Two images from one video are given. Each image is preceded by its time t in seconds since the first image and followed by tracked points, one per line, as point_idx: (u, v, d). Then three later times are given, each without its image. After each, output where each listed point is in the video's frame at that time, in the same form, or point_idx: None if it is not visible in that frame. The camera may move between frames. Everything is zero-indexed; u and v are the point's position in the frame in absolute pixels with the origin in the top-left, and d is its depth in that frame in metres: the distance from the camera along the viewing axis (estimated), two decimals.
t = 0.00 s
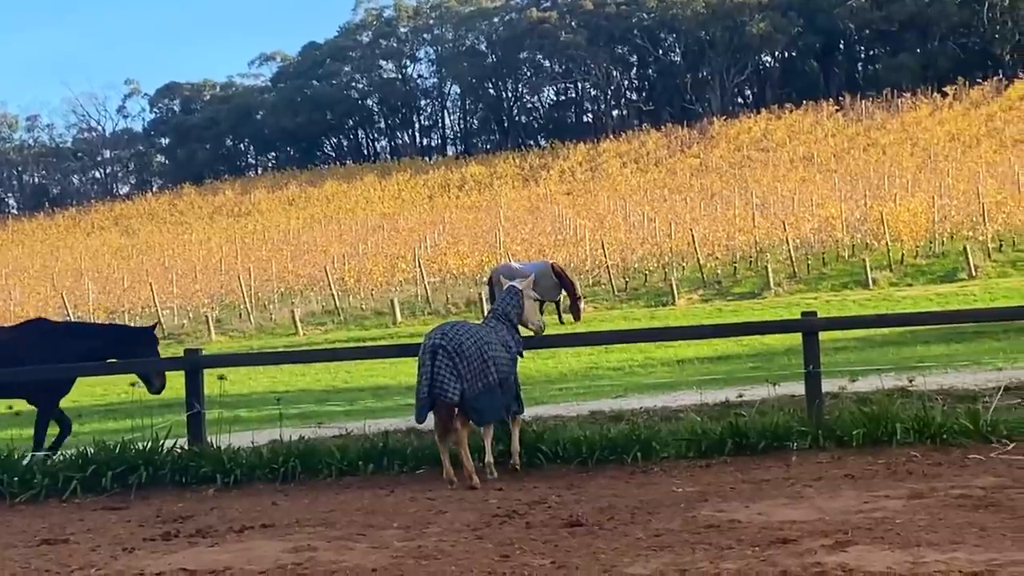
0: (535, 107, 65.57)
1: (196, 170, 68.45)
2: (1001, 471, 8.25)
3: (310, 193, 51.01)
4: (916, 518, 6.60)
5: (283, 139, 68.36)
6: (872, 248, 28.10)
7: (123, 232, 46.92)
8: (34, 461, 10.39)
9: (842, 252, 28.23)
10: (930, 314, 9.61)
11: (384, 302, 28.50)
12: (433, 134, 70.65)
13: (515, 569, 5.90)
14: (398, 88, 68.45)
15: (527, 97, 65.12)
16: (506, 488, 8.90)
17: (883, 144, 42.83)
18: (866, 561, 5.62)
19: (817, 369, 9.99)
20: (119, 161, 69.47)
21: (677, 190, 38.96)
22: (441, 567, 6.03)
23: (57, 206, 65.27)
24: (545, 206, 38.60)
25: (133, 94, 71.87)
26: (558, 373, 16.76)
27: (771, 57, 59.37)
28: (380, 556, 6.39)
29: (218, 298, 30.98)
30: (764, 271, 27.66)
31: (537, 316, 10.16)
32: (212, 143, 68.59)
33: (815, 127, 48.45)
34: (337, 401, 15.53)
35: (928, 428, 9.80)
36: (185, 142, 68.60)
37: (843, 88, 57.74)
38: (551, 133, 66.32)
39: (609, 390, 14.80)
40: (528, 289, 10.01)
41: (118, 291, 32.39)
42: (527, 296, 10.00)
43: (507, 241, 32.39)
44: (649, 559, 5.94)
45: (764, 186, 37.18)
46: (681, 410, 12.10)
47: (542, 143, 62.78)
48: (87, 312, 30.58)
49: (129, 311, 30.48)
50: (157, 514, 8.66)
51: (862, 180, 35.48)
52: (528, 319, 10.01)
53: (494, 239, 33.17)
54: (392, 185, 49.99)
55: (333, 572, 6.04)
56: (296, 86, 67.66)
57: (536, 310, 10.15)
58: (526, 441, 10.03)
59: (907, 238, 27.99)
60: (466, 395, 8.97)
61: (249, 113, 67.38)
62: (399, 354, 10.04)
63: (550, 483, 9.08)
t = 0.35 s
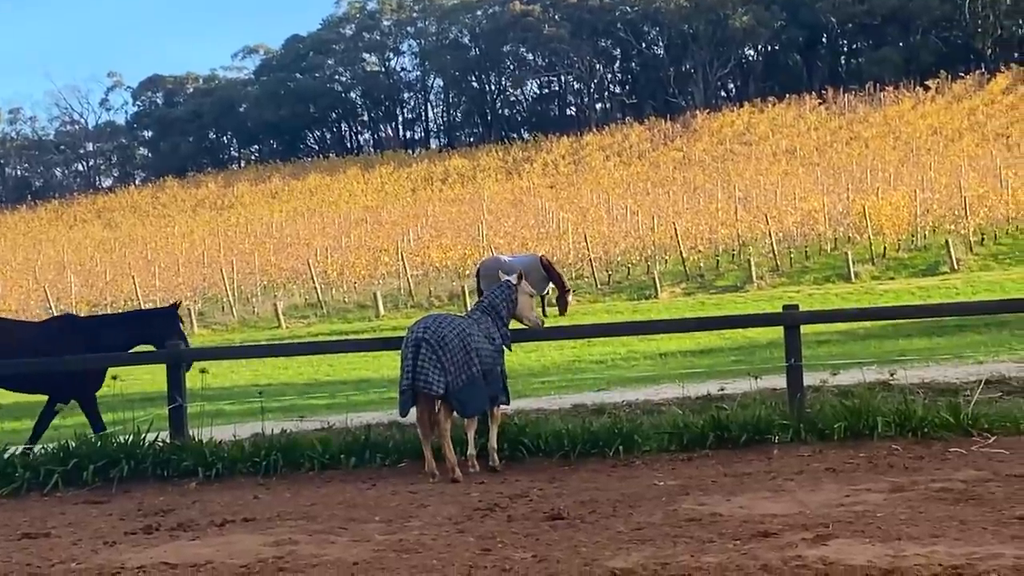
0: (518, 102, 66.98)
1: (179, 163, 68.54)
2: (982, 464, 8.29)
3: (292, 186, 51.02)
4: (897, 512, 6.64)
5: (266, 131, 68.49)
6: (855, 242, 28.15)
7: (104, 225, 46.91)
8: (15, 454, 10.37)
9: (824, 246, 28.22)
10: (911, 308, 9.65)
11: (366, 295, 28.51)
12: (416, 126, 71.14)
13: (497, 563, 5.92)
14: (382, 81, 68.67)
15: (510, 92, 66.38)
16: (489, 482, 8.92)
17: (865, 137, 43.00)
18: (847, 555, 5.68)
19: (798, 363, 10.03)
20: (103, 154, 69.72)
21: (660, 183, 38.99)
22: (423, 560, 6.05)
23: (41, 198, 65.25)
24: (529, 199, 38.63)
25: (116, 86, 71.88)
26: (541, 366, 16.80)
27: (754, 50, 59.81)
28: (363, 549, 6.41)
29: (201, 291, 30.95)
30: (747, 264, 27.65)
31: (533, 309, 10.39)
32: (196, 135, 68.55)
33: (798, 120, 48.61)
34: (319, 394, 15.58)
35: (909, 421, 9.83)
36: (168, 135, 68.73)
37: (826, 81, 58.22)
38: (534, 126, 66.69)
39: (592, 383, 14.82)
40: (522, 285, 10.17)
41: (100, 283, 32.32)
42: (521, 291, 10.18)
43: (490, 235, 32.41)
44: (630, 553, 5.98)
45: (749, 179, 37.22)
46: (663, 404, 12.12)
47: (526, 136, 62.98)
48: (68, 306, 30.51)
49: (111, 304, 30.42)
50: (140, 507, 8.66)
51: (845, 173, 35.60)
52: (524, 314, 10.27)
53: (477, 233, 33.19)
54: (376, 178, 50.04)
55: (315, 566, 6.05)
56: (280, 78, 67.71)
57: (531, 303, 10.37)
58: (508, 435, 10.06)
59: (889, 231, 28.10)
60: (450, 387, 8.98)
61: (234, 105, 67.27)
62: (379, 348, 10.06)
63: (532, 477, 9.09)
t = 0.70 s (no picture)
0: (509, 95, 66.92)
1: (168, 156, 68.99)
2: (971, 457, 8.29)
3: (281, 178, 51.01)
4: (886, 504, 6.65)
5: (255, 123, 68.64)
6: (844, 235, 28.21)
7: (93, 217, 46.90)
8: (4, 445, 10.37)
9: (813, 239, 28.24)
10: (900, 301, 9.67)
11: (355, 288, 28.48)
12: (405, 120, 70.99)
13: (487, 554, 5.92)
14: (372, 74, 68.53)
15: (500, 85, 66.52)
16: (478, 474, 8.93)
17: (854, 131, 43.07)
18: (836, 546, 5.70)
19: (788, 355, 10.06)
20: (91, 146, 69.90)
21: (650, 176, 39.01)
22: (412, 551, 6.06)
23: (30, 190, 65.36)
24: (518, 192, 38.66)
25: (105, 78, 72.02)
26: (531, 359, 16.83)
27: (744, 44, 59.87)
28: (351, 541, 6.41)
29: (190, 283, 30.92)
30: (736, 257, 27.67)
31: (535, 292, 10.32)
32: (186, 128, 68.95)
33: (788, 113, 48.68)
34: (309, 386, 15.62)
35: (897, 414, 9.85)
36: (157, 128, 69.18)
37: (816, 75, 58.39)
38: (524, 119, 66.81)
39: (581, 376, 14.84)
40: (517, 272, 10.12)
41: (88, 275, 32.28)
42: (518, 277, 10.12)
43: (479, 228, 32.40)
44: (618, 544, 6.00)
45: (738, 173, 37.27)
46: (652, 396, 12.14)
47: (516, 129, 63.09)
48: (56, 297, 30.49)
49: (99, 295, 30.39)
50: (128, 499, 8.66)
51: (834, 167, 35.66)
52: (524, 299, 10.23)
53: (466, 226, 33.17)
54: (365, 171, 50.08)
55: (304, 558, 6.05)
56: (270, 71, 67.79)
57: (532, 288, 10.30)
58: (497, 428, 10.08)
59: (879, 225, 28.17)
60: (437, 377, 8.97)
61: (223, 98, 67.69)
62: (367, 340, 10.10)
63: (521, 469, 9.09)
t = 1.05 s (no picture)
0: (505, 86, 67.34)
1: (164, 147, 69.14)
2: (967, 449, 8.29)
3: (276, 170, 51.04)
4: (882, 496, 6.66)
5: (252, 114, 68.80)
6: (840, 227, 28.20)
7: (89, 207, 46.92)
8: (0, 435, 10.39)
9: (809, 231, 28.23)
10: (897, 294, 9.66)
11: (351, 280, 28.46)
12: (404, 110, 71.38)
13: (484, 545, 5.93)
14: (369, 65, 68.54)
15: (497, 76, 66.80)
16: (474, 465, 8.95)
17: (850, 123, 43.09)
18: (832, 538, 5.71)
19: (784, 347, 10.06)
20: (87, 136, 70.16)
21: (646, 168, 38.98)
22: (408, 542, 6.08)
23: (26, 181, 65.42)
24: (514, 184, 38.65)
25: (101, 69, 72.08)
26: (527, 351, 16.84)
27: (741, 35, 59.91)
28: (347, 531, 6.41)
29: (186, 275, 30.90)
30: (733, 249, 27.61)
31: (538, 285, 10.31)
32: (182, 119, 69.04)
33: (784, 105, 48.71)
34: (306, 378, 15.64)
35: (893, 406, 9.85)
36: (153, 118, 69.33)
37: (813, 67, 58.45)
38: (520, 110, 67.02)
39: (578, 368, 14.83)
40: (520, 264, 10.12)
41: (84, 266, 32.27)
42: (520, 269, 10.13)
43: (475, 219, 32.38)
44: (614, 535, 6.01)
45: (734, 165, 37.28)
46: (648, 388, 12.15)
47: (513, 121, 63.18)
48: (52, 287, 30.49)
49: (96, 286, 30.37)
50: (125, 489, 8.66)
51: (831, 159, 35.66)
52: (527, 292, 10.22)
53: (463, 218, 33.14)
54: (362, 162, 50.10)
55: (300, 548, 6.05)
56: (267, 62, 67.83)
57: (535, 280, 10.29)
58: (493, 419, 10.11)
59: (875, 217, 28.15)
60: (430, 369, 9.00)
61: (220, 90, 67.61)
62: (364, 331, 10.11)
63: (518, 461, 9.11)
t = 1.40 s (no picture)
0: (506, 80, 67.45)
1: (166, 141, 69.23)
2: (968, 446, 8.28)
3: (277, 163, 51.12)
4: (882, 491, 6.65)
5: (253, 108, 68.85)
6: (841, 222, 28.19)
7: (91, 200, 47.01)
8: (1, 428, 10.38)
9: (810, 226, 28.22)
10: (898, 290, 9.66)
11: (352, 273, 28.46)
12: (404, 104, 71.23)
13: (484, 539, 5.93)
14: (370, 58, 68.43)
15: (498, 70, 67.03)
16: (474, 459, 8.94)
17: (852, 118, 43.06)
18: (833, 533, 5.70)
19: (785, 342, 10.07)
20: (89, 130, 70.42)
21: (647, 162, 38.97)
22: (408, 536, 6.07)
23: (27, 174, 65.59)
24: (516, 178, 38.65)
25: (103, 62, 72.15)
26: (528, 345, 16.85)
27: (743, 30, 59.88)
28: (348, 525, 6.41)
29: (187, 267, 30.91)
30: (734, 244, 27.62)
31: (550, 280, 10.27)
32: (184, 113, 69.25)
33: (786, 100, 48.69)
34: (307, 372, 15.66)
35: (894, 402, 9.84)
36: (155, 112, 69.52)
37: (814, 62, 58.35)
38: (522, 104, 67.08)
39: (578, 362, 14.85)
40: (529, 261, 10.12)
41: (86, 259, 32.30)
42: (530, 265, 10.13)
43: (476, 213, 32.37)
44: (615, 530, 6.01)
45: (735, 160, 37.28)
46: (649, 383, 12.15)
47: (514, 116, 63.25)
48: (54, 280, 30.55)
49: (97, 279, 30.39)
50: (125, 483, 8.66)
51: (832, 154, 35.65)
52: (537, 287, 10.20)
53: (464, 212, 33.12)
54: (364, 155, 50.15)
55: (300, 541, 6.06)
56: (268, 55, 67.88)
57: (545, 275, 10.26)
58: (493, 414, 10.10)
59: (876, 213, 28.14)
60: (424, 363, 9.00)
61: (222, 83, 67.63)
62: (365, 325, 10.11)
63: (518, 455, 9.10)
